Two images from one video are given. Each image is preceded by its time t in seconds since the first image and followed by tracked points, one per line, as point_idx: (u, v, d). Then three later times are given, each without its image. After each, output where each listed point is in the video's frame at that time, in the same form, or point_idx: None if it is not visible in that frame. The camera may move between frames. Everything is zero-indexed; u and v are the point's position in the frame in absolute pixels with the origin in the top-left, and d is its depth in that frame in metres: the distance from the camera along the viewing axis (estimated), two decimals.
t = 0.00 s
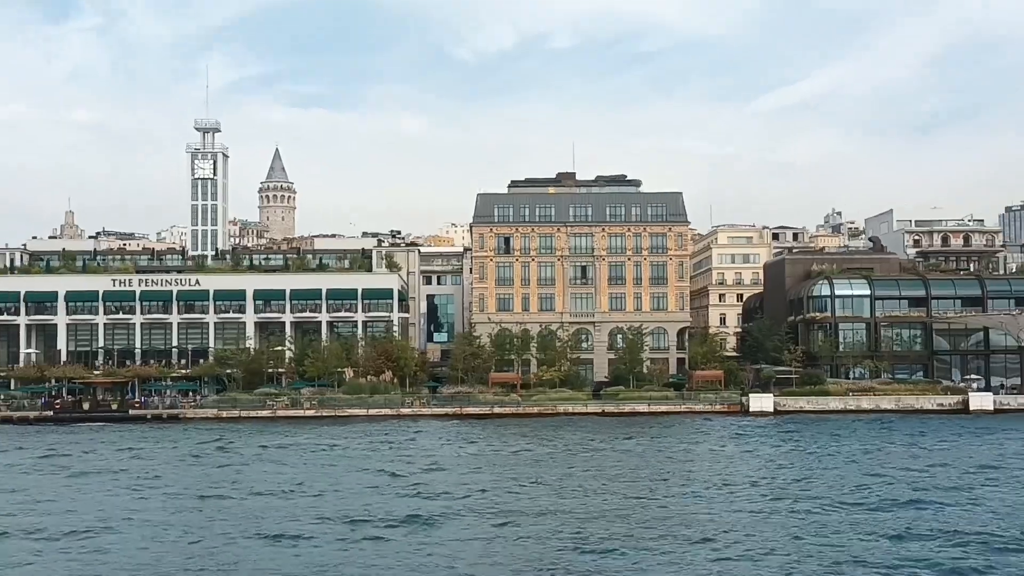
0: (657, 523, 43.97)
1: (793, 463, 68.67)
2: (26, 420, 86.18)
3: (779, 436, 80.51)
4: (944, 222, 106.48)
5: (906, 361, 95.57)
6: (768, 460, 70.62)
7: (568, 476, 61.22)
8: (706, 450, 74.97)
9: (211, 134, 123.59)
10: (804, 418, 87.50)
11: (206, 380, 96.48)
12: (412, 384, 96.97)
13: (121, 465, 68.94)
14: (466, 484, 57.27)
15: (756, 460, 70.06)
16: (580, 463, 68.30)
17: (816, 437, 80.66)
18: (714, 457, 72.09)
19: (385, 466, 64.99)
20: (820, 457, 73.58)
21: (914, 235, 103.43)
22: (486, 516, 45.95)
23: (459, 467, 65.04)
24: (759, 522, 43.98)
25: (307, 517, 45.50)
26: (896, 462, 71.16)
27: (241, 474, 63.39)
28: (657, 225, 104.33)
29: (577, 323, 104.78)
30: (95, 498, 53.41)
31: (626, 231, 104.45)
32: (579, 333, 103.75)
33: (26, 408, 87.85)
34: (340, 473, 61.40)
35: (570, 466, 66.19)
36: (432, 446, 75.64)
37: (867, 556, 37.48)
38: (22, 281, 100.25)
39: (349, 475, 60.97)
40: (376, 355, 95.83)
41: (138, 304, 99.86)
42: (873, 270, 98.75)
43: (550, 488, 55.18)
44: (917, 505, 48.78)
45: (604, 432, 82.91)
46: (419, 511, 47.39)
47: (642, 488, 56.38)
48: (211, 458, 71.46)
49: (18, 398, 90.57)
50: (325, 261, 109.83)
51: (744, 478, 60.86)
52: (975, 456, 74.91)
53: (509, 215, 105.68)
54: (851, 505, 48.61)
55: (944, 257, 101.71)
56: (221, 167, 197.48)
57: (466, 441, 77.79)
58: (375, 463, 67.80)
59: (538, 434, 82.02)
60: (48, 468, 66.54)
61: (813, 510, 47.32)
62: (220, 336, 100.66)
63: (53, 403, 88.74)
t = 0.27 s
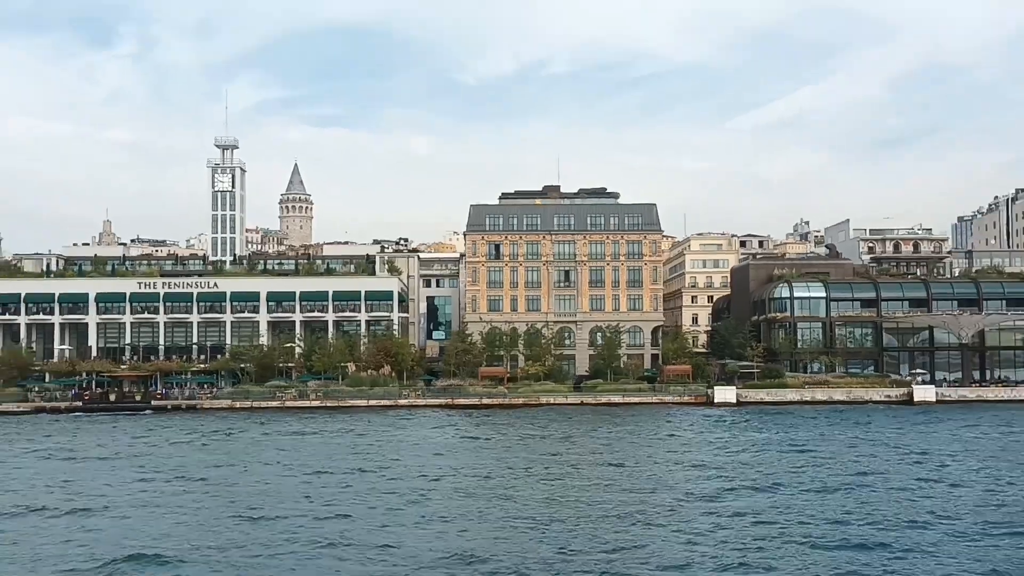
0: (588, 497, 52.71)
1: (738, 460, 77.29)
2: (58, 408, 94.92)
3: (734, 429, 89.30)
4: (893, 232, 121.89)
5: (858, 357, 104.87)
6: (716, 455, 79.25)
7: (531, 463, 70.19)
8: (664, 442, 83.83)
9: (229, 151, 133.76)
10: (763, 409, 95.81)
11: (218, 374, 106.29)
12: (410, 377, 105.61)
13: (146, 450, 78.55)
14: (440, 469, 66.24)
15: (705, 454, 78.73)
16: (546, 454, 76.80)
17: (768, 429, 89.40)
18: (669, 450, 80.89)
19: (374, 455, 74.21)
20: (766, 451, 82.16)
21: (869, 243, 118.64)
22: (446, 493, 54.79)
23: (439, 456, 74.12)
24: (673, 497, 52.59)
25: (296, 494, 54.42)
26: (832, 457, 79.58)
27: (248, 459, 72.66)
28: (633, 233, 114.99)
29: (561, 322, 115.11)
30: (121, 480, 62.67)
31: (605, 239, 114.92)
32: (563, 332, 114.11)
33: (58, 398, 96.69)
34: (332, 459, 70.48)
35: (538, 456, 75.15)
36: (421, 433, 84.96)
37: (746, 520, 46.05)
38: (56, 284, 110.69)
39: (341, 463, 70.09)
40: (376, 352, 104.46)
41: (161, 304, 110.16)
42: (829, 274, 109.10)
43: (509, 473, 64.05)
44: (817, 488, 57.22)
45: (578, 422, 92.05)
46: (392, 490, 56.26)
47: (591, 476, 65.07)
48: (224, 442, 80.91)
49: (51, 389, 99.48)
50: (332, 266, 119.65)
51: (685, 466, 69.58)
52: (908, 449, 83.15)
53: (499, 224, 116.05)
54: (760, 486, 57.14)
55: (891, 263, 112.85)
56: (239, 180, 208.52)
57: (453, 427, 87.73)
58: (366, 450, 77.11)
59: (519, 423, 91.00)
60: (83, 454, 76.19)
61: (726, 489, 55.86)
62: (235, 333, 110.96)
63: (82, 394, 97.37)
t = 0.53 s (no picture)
0: (540, 497, 60.20)
1: (697, 459, 84.69)
2: (79, 399, 103.03)
3: (701, 418, 96.82)
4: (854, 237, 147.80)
5: (823, 352, 114.21)
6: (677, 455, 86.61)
7: (504, 479, 77.75)
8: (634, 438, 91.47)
9: (241, 162, 142.28)
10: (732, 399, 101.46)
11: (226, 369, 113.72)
12: (406, 370, 112.73)
13: (160, 446, 86.83)
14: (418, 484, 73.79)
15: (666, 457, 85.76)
16: (518, 465, 83.74)
17: (732, 417, 96.89)
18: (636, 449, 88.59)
19: (363, 467, 82.11)
20: (726, 442, 89.76)
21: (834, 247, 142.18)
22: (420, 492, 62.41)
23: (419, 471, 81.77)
24: (616, 496, 60.01)
25: (285, 495, 62.15)
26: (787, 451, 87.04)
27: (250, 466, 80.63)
28: (614, 237, 125.45)
29: (547, 320, 124.92)
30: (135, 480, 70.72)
31: (589, 243, 125.27)
32: (549, 328, 124.06)
33: (79, 391, 105.19)
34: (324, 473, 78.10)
35: (511, 468, 82.68)
36: (411, 432, 93.39)
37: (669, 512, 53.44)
38: (80, 284, 119.78)
39: (330, 476, 77.75)
40: (374, 348, 111.60)
41: (177, 303, 119.05)
42: (796, 276, 119.40)
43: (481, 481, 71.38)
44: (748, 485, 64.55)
45: (557, 413, 98.23)
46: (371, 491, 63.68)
47: (551, 481, 71.92)
48: (229, 446, 88.84)
49: (74, 382, 108.31)
50: (335, 267, 128.04)
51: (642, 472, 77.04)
52: (859, 444, 90.42)
53: (490, 228, 125.93)
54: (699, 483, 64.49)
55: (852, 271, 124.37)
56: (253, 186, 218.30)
57: (443, 417, 96.51)
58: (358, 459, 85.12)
59: (502, 412, 98.39)
60: (102, 448, 84.49)
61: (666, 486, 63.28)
62: (245, 330, 119.75)
63: (101, 386, 105.79)
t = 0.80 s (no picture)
0: (519, 500, 62.50)
1: (681, 454, 87.05)
2: (83, 398, 106.41)
3: (688, 412, 98.96)
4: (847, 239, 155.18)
5: (808, 350, 118.80)
6: (661, 450, 88.89)
7: (492, 474, 80.34)
8: (621, 434, 93.79)
9: (244, 165, 145.20)
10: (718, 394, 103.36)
11: (227, 367, 116.54)
12: (401, 368, 114.81)
13: (159, 443, 89.60)
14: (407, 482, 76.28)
15: (650, 452, 88.09)
16: (504, 461, 85.48)
17: (718, 413, 98.89)
18: (621, 445, 90.62)
19: (355, 462, 84.78)
20: (710, 439, 91.93)
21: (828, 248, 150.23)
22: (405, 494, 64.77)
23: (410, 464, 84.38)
24: (592, 500, 62.30)
25: (276, 494, 64.66)
26: (769, 448, 89.27)
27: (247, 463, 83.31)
28: (606, 238, 128.62)
29: (542, 319, 127.99)
30: (132, 477, 73.18)
31: (582, 244, 128.44)
32: (543, 327, 127.21)
33: (83, 389, 108.40)
34: (317, 471, 80.68)
35: (499, 462, 85.22)
36: (405, 428, 95.99)
37: (641, 518, 55.66)
38: (85, 285, 122.89)
39: (324, 472, 80.37)
40: (370, 347, 113.77)
41: (179, 304, 122.15)
42: (784, 276, 124.36)
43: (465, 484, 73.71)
44: (723, 490, 66.77)
45: (546, 410, 100.40)
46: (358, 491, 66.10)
47: (531, 484, 73.65)
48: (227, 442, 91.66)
49: (78, 380, 111.53)
50: (334, 268, 130.80)
51: (624, 476, 79.17)
52: (841, 437, 92.61)
53: (486, 230, 129.13)
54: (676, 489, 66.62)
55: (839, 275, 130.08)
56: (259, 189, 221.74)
57: (435, 414, 98.97)
58: (352, 455, 87.89)
59: (493, 408, 100.71)
60: (104, 446, 87.35)
61: (642, 491, 65.49)
62: (246, 329, 122.68)
63: (104, 385, 108.93)
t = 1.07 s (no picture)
0: (505, 501, 61.75)
1: (672, 454, 86.29)
2: (72, 399, 105.75)
3: (682, 412, 98.20)
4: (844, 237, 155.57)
5: (804, 350, 118.29)
6: (653, 449, 88.10)
7: (482, 475, 79.66)
8: (613, 434, 93.09)
9: (237, 165, 144.52)
10: (711, 395, 102.51)
11: (218, 368, 115.83)
12: (393, 370, 113.79)
13: (147, 443, 88.93)
14: (395, 483, 75.60)
15: (642, 451, 87.33)
16: (491, 462, 84.52)
17: (711, 414, 98.09)
18: (613, 445, 89.84)
19: (344, 463, 84.15)
20: (703, 439, 91.13)
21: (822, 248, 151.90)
22: (391, 496, 64.05)
23: (399, 465, 83.71)
24: (579, 502, 61.45)
25: (259, 496, 63.95)
26: (762, 447, 88.48)
27: (234, 463, 82.64)
28: (601, 238, 127.74)
29: (536, 320, 127.19)
30: (113, 478, 72.25)
31: (576, 244, 127.57)
32: (537, 328, 126.44)
33: (73, 390, 107.78)
34: (305, 471, 80.05)
35: (489, 462, 84.56)
36: (395, 430, 95.32)
37: (622, 521, 54.73)
38: (76, 286, 122.20)
39: (310, 473, 79.56)
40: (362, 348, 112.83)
41: (171, 305, 121.50)
42: (779, 276, 123.84)
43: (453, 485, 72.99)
44: (712, 489, 65.96)
45: (537, 413, 99.57)
46: (343, 493, 65.39)
47: (517, 485, 72.75)
48: (216, 442, 91.01)
49: (68, 381, 110.86)
50: (327, 268, 130.06)
51: (614, 476, 78.45)
52: (835, 436, 91.80)
53: (479, 230, 128.32)
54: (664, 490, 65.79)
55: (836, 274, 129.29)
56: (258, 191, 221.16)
57: (426, 416, 98.37)
58: (341, 455, 87.28)
59: (485, 409, 100.02)
60: (90, 447, 86.73)
61: (630, 494, 64.70)
62: (238, 331, 121.93)
63: (94, 386, 108.29)
